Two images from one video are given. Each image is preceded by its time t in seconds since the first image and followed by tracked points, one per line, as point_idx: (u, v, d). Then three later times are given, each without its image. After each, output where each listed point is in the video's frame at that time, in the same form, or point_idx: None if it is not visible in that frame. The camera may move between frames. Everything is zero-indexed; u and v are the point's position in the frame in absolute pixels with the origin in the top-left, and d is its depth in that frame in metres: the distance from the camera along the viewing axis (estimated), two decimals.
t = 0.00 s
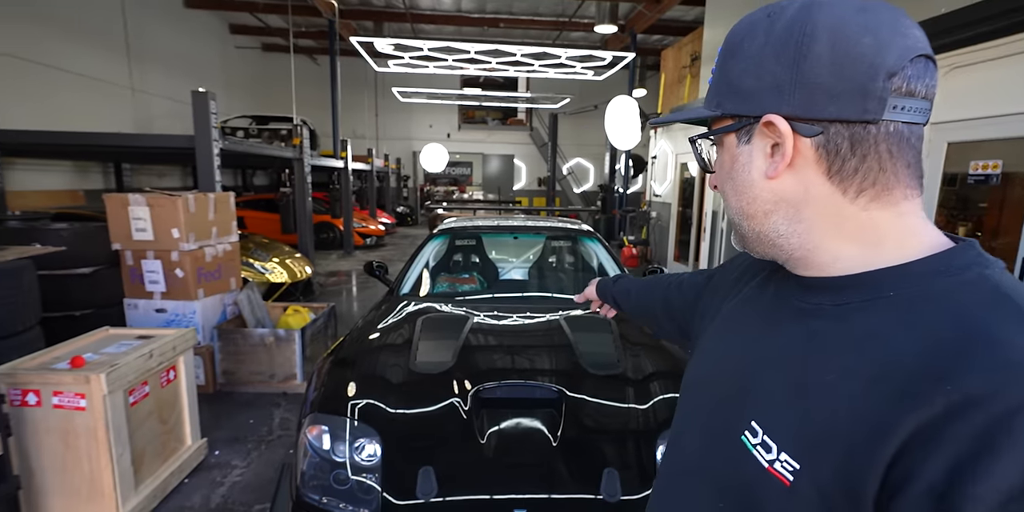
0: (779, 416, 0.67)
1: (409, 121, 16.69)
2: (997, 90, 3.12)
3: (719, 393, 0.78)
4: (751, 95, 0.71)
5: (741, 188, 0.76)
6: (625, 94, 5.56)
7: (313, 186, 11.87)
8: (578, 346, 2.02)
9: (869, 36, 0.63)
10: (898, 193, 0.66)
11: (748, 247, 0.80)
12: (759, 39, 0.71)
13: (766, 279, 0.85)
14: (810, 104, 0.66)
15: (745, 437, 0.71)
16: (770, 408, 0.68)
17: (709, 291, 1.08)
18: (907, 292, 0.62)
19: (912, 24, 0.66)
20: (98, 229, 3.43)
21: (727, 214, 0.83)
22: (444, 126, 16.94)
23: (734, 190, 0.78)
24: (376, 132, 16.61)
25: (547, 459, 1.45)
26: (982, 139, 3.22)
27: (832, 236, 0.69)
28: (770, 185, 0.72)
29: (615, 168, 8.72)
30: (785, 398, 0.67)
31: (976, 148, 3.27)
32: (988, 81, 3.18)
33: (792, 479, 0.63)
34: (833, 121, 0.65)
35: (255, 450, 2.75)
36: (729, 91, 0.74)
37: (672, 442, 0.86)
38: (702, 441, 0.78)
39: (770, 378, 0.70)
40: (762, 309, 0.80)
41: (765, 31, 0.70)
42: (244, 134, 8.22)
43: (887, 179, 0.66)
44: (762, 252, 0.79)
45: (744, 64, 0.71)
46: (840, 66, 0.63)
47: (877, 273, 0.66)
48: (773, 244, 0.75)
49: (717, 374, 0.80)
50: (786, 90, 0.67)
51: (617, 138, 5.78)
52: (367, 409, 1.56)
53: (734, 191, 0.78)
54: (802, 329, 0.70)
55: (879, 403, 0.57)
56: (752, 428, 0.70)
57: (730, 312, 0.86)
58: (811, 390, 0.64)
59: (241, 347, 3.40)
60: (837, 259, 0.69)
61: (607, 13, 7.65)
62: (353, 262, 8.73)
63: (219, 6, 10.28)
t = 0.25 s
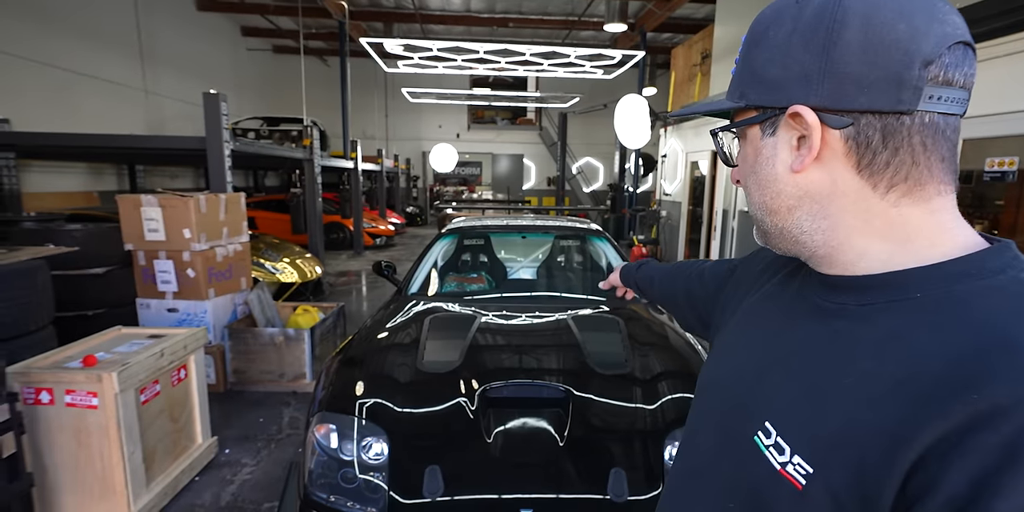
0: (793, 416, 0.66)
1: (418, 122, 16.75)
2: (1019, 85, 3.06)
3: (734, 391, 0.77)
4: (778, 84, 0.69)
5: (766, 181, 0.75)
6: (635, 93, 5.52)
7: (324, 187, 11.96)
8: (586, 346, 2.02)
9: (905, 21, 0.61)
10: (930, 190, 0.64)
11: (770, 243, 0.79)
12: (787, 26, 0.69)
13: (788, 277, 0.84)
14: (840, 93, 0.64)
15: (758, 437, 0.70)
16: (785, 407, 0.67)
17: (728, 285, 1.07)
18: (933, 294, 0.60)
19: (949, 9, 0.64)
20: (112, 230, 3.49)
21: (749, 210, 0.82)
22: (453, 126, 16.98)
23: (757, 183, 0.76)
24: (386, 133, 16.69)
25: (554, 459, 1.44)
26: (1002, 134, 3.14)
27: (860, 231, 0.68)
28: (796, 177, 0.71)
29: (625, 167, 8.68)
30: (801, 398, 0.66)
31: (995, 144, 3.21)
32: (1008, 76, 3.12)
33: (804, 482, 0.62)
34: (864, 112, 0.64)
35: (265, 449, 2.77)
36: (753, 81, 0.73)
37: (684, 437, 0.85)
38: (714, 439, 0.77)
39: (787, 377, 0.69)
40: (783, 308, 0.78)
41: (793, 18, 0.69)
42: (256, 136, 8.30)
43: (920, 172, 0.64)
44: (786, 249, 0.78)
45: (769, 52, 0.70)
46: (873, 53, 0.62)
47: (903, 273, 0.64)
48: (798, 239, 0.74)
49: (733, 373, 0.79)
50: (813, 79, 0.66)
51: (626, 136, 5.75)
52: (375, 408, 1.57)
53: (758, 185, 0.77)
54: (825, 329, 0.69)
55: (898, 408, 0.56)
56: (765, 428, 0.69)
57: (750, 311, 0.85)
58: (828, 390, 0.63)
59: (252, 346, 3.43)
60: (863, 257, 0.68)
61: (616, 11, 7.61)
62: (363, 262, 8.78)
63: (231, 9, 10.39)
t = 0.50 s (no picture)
0: (797, 422, 0.66)
1: (404, 117, 16.62)
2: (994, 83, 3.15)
3: (734, 396, 0.77)
4: (786, 81, 0.69)
5: (766, 183, 0.75)
6: (621, 89, 5.54)
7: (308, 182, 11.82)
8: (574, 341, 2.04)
9: (920, 22, 0.62)
10: (930, 196, 0.66)
11: (766, 243, 0.80)
12: (794, 20, 0.69)
13: (785, 276, 0.85)
14: (848, 97, 0.64)
15: (761, 442, 0.71)
16: (788, 413, 0.68)
17: (727, 279, 1.08)
18: (936, 301, 0.61)
19: (961, 10, 0.64)
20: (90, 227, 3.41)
21: (745, 209, 0.82)
22: (439, 121, 16.87)
23: (756, 184, 0.77)
24: (371, 128, 16.53)
25: (542, 454, 1.46)
26: (977, 131, 3.23)
27: (860, 235, 0.69)
28: (799, 180, 0.71)
29: (611, 162, 8.73)
30: (806, 406, 0.66)
31: (971, 140, 3.30)
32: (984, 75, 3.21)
33: (808, 489, 0.63)
34: (874, 116, 0.64)
35: (251, 447, 2.75)
36: (757, 77, 0.72)
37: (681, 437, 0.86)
38: (713, 442, 0.78)
39: (790, 383, 0.70)
40: (782, 312, 0.79)
41: (803, 12, 0.68)
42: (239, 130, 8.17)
43: (922, 179, 0.65)
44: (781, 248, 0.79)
45: (775, 47, 0.70)
46: (887, 57, 0.62)
47: (904, 278, 0.65)
48: (797, 241, 0.74)
49: (733, 377, 0.80)
50: (825, 79, 0.65)
51: (612, 132, 5.77)
52: (362, 405, 1.57)
53: (756, 185, 0.77)
54: (827, 334, 0.70)
55: (905, 419, 0.57)
56: (767, 434, 0.70)
57: (747, 311, 0.86)
58: (833, 398, 0.64)
59: (236, 344, 3.39)
60: (862, 261, 0.69)
61: (603, 6, 7.62)
62: (349, 258, 8.71)
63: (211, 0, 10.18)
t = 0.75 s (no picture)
0: (791, 409, 0.67)
1: (373, 112, 16.37)
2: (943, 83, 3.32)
3: (725, 385, 0.78)
4: (781, 73, 0.69)
5: (755, 173, 0.76)
6: (591, 86, 5.59)
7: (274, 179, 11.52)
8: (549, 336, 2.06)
9: (910, 22, 0.64)
10: (910, 189, 0.68)
11: (751, 235, 0.81)
12: (790, 15, 0.70)
13: (766, 265, 0.86)
14: (841, 89, 0.65)
15: (756, 430, 0.71)
16: (782, 401, 0.69)
17: (698, 272, 1.09)
18: (920, 287, 0.63)
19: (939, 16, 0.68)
20: (43, 227, 3.24)
21: (730, 201, 0.83)
22: (409, 117, 16.69)
23: (744, 174, 0.77)
24: (339, 123, 16.22)
25: (520, 448, 1.47)
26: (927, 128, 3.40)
27: (845, 224, 0.70)
28: (789, 169, 0.72)
29: (581, 158, 8.82)
30: (799, 392, 0.67)
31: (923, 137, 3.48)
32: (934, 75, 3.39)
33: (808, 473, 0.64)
34: (863, 110, 0.66)
35: (221, 451, 2.67)
36: (751, 70, 0.73)
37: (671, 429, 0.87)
38: (705, 432, 0.79)
39: (782, 372, 0.71)
40: (766, 301, 0.80)
41: (798, 8, 0.69)
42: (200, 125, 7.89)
43: (905, 171, 0.67)
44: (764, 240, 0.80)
45: (771, 40, 0.70)
46: (878, 52, 0.63)
47: (888, 266, 0.67)
48: (784, 232, 0.76)
49: (722, 367, 0.80)
50: (819, 72, 0.66)
51: (583, 129, 5.82)
52: (337, 405, 1.55)
53: (745, 176, 0.78)
54: (815, 321, 0.71)
55: (900, 401, 0.58)
56: (762, 421, 0.71)
57: (729, 300, 0.87)
58: (826, 385, 0.65)
59: (203, 346, 3.28)
60: (848, 250, 0.71)
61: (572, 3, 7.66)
62: (318, 256, 8.55)
63: None
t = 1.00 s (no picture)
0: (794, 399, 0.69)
1: (341, 107, 16.05)
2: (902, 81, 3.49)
3: (721, 379, 0.79)
4: (769, 77, 0.72)
5: (745, 173, 0.78)
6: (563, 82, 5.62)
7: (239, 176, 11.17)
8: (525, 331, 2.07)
9: (887, 26, 0.67)
10: (890, 185, 0.73)
11: (739, 232, 0.83)
12: (773, 19, 0.72)
13: (751, 260, 0.88)
14: (828, 91, 0.69)
15: (758, 422, 0.73)
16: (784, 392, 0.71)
17: (670, 270, 1.10)
18: (909, 279, 0.66)
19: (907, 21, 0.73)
20: None
21: (717, 200, 0.85)
22: (378, 112, 16.42)
23: (734, 175, 0.79)
24: (306, 118, 15.84)
25: (500, 442, 1.48)
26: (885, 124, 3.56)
27: (833, 220, 0.74)
28: (779, 169, 0.74)
29: (554, 154, 8.87)
30: (799, 382, 0.69)
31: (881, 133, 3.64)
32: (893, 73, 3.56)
33: (816, 462, 0.66)
34: (848, 110, 0.69)
35: (192, 456, 2.59)
36: (737, 73, 0.75)
37: (667, 426, 0.87)
38: (705, 426, 0.80)
39: (781, 364, 0.73)
40: (756, 296, 0.82)
41: (781, 13, 0.72)
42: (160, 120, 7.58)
43: (886, 167, 0.71)
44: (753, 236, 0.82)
45: (757, 44, 0.72)
46: (862, 55, 0.67)
47: (875, 259, 0.70)
48: (774, 229, 0.78)
49: (716, 361, 0.81)
50: (806, 74, 0.69)
51: (555, 125, 5.84)
52: (315, 405, 1.52)
53: (734, 176, 0.79)
54: (808, 314, 0.73)
55: (903, 387, 0.61)
56: (763, 413, 0.72)
57: (714, 295, 0.88)
58: (827, 375, 0.67)
59: (169, 348, 3.17)
60: (837, 245, 0.74)
61: None
62: (287, 254, 8.36)
63: None
